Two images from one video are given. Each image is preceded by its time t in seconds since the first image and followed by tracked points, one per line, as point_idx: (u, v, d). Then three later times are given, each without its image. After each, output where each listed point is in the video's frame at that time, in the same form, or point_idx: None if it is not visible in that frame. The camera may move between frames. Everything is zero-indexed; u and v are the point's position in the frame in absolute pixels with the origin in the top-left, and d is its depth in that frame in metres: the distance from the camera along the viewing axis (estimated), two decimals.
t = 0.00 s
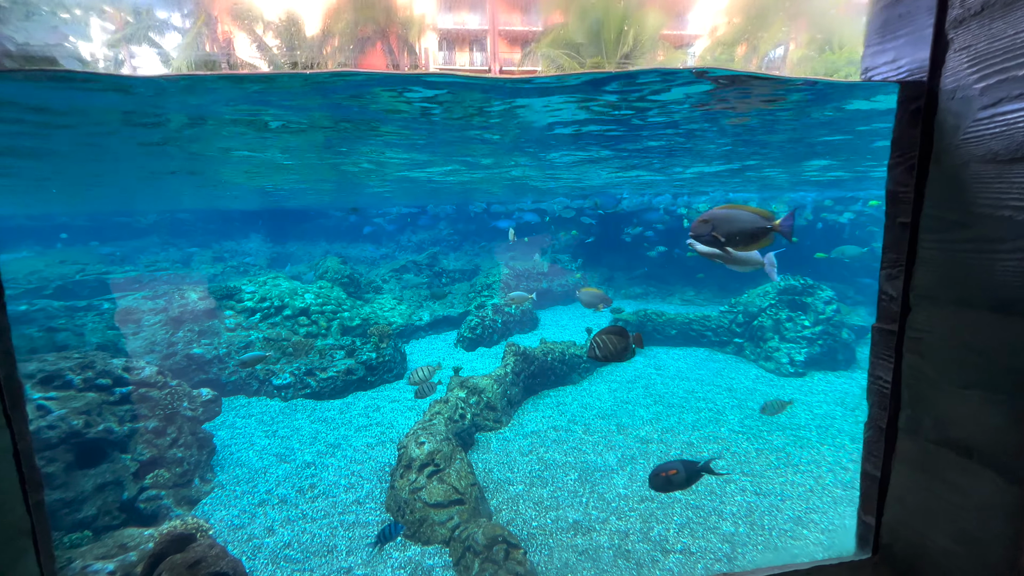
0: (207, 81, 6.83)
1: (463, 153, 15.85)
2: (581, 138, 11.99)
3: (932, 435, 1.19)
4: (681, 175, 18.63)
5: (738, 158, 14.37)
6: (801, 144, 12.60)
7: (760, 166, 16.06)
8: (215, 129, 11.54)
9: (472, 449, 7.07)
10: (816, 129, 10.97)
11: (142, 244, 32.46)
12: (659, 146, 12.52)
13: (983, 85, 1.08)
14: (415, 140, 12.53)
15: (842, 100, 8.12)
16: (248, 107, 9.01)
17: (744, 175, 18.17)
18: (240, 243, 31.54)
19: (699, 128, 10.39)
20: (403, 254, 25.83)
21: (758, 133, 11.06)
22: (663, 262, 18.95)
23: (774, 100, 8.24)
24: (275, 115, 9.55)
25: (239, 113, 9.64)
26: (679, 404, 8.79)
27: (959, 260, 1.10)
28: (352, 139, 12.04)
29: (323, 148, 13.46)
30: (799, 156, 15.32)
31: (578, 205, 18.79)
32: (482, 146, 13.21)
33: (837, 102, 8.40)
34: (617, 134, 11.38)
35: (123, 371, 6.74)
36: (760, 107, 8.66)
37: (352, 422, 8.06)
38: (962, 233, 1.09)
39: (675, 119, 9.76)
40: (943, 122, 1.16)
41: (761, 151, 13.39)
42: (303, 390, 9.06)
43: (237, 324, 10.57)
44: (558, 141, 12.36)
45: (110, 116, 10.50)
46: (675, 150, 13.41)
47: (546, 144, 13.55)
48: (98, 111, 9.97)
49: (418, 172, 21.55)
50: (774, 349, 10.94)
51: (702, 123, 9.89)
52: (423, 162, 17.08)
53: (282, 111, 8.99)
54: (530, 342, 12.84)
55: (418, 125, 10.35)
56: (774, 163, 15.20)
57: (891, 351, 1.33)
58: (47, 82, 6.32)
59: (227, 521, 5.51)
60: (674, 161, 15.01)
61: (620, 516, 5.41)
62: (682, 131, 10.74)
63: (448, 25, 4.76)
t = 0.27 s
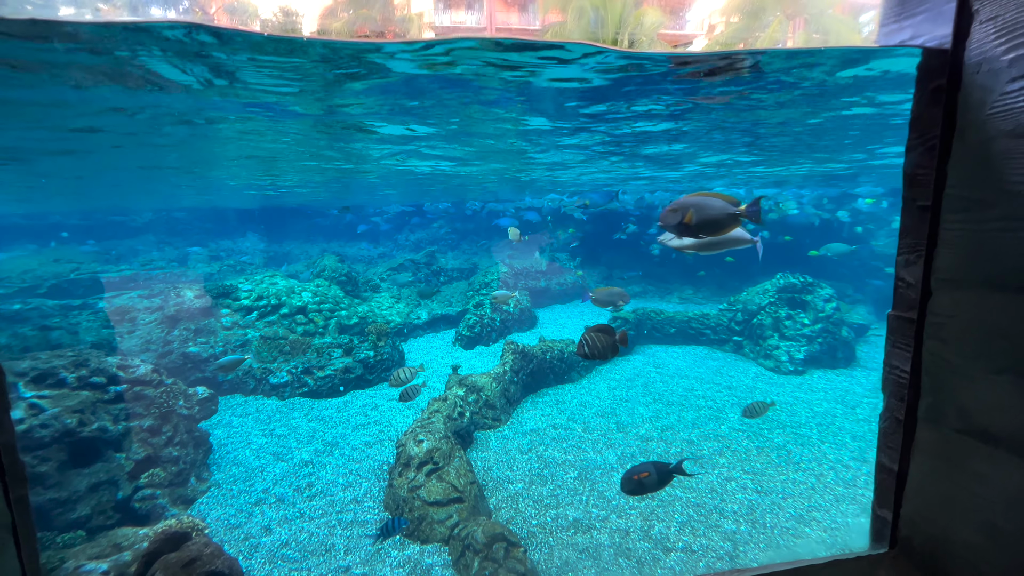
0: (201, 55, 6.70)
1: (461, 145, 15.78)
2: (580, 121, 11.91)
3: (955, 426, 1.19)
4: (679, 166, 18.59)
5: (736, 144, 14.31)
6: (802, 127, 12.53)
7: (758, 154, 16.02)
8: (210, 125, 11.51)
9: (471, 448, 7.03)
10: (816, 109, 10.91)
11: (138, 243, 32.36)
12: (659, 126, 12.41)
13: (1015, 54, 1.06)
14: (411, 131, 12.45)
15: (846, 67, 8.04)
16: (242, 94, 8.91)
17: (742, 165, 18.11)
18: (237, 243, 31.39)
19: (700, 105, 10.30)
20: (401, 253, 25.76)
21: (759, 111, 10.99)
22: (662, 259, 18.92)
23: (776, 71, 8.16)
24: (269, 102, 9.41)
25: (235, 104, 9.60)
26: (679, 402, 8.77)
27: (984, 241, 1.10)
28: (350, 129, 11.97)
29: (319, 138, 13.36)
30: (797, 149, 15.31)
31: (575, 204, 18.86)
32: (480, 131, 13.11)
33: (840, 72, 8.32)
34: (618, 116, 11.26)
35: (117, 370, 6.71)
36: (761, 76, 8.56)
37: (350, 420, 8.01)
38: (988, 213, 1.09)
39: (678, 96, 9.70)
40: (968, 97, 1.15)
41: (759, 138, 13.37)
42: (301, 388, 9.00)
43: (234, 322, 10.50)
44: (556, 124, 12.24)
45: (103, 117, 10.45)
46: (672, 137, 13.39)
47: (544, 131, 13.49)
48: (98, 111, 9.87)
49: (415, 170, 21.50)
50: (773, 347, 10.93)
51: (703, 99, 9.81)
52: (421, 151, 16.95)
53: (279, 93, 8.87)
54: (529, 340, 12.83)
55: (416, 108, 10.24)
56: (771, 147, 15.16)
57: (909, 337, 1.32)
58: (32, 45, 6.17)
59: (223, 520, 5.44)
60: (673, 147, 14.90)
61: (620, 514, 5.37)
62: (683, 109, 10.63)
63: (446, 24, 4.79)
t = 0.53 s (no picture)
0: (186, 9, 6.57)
1: (459, 141, 15.71)
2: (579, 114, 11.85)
3: (981, 408, 1.24)
4: (678, 163, 18.55)
5: (735, 140, 14.29)
6: (802, 123, 12.52)
7: (757, 151, 16.02)
8: (203, 104, 11.31)
9: (471, 446, 7.00)
10: (815, 104, 10.89)
11: (134, 241, 32.16)
12: (659, 121, 12.38)
13: None
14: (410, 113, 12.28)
15: (849, 51, 7.99)
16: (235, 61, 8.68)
17: (741, 162, 18.07)
18: (233, 242, 31.22)
19: (701, 94, 10.23)
20: (398, 251, 25.67)
21: (758, 105, 10.97)
22: (659, 258, 19.00)
23: (778, 54, 8.11)
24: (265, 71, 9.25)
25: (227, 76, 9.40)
26: (678, 399, 8.75)
27: (1010, 218, 1.15)
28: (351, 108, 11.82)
29: (316, 123, 13.20)
30: (796, 146, 15.31)
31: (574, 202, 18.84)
32: (478, 121, 13.01)
33: (842, 57, 8.27)
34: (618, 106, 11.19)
35: (112, 366, 6.66)
36: (762, 64, 8.52)
37: (348, 418, 7.97)
38: (1015, 189, 1.14)
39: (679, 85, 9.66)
40: (992, 70, 1.20)
41: (758, 132, 13.36)
42: (299, 387, 8.93)
43: (231, 320, 10.45)
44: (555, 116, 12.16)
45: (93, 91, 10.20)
46: (671, 132, 13.40)
47: (543, 127, 13.44)
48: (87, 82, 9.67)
49: (413, 168, 21.42)
50: (773, 345, 10.92)
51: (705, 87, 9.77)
52: (419, 147, 16.87)
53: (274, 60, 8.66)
54: (527, 337, 12.81)
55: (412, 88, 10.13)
56: (770, 145, 15.16)
57: (929, 320, 1.37)
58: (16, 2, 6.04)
59: (221, 518, 5.39)
60: (672, 144, 14.89)
61: (621, 511, 5.33)
62: (684, 100, 10.55)
63: None
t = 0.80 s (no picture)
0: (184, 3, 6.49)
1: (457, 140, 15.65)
2: (578, 111, 11.79)
3: (998, 401, 1.25)
4: (677, 161, 18.51)
5: (734, 139, 14.27)
6: (801, 121, 12.50)
7: (757, 149, 16.00)
8: (199, 101, 11.23)
9: (470, 445, 6.98)
10: (815, 102, 10.87)
11: (129, 240, 31.99)
12: (658, 120, 12.35)
13: None
14: (408, 111, 12.20)
15: (848, 47, 7.96)
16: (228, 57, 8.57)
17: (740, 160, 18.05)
18: (231, 241, 31.10)
19: (700, 92, 10.19)
20: (397, 251, 25.59)
21: (758, 103, 10.95)
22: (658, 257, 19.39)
23: (780, 50, 8.07)
24: (264, 69, 9.17)
25: (225, 72, 9.33)
26: (678, 398, 8.73)
27: None
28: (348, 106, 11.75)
29: (313, 121, 13.15)
30: (795, 144, 15.29)
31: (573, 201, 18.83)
32: (476, 120, 12.96)
33: (842, 53, 8.24)
34: (616, 104, 11.16)
35: (108, 366, 6.61)
36: (762, 60, 8.49)
37: (346, 417, 7.93)
38: None
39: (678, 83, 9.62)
40: (1010, 53, 1.20)
41: (757, 130, 13.37)
42: (297, 386, 8.89)
43: (228, 319, 10.38)
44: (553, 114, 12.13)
45: (88, 89, 10.11)
46: (670, 130, 13.39)
47: (541, 126, 13.38)
48: (83, 79, 9.57)
49: (411, 166, 21.34)
50: (772, 344, 10.91)
51: (704, 85, 9.75)
52: (417, 146, 16.80)
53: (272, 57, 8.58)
54: (526, 336, 12.80)
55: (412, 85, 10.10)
56: (769, 143, 15.13)
57: (943, 311, 1.37)
58: None
59: (218, 518, 5.34)
60: (671, 142, 14.87)
61: (621, 510, 5.31)
62: (683, 97, 10.52)
63: None
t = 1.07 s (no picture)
0: None
1: (455, 138, 15.63)
2: (577, 110, 11.78)
3: (1004, 396, 1.25)
4: (675, 160, 18.51)
5: (733, 138, 14.28)
6: (799, 120, 12.51)
7: (755, 148, 16.01)
8: (197, 100, 11.18)
9: (469, 444, 6.98)
10: (814, 100, 10.88)
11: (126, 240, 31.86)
12: (657, 118, 12.35)
13: None
14: (406, 110, 12.18)
15: (847, 45, 7.98)
16: (226, 55, 8.53)
17: (738, 159, 18.07)
18: (228, 241, 31.00)
19: (698, 91, 10.20)
20: (395, 250, 25.55)
21: (757, 102, 10.96)
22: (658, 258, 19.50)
23: (779, 49, 8.08)
24: (262, 67, 9.14)
25: (223, 71, 9.29)
26: (677, 397, 8.73)
27: None
28: (347, 105, 11.72)
29: (311, 120, 13.11)
30: (793, 143, 15.31)
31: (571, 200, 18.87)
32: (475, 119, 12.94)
33: (840, 53, 8.25)
34: (615, 104, 11.15)
35: (106, 365, 6.58)
36: (761, 59, 8.50)
37: (345, 417, 7.92)
38: None
39: (677, 82, 9.63)
40: (1018, 45, 1.20)
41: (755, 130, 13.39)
42: (295, 386, 8.87)
43: (226, 318, 10.33)
44: (552, 113, 12.12)
45: (84, 88, 10.04)
46: (669, 130, 13.40)
47: (540, 124, 13.37)
48: (80, 79, 9.53)
49: (409, 165, 21.30)
50: (771, 343, 10.93)
51: (703, 84, 9.76)
52: (416, 145, 16.76)
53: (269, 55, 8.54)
54: (525, 335, 12.81)
55: (411, 84, 10.07)
56: (768, 142, 15.14)
57: (950, 305, 1.38)
58: None
59: (217, 518, 5.32)
60: (669, 141, 14.87)
61: (620, 509, 5.30)
62: (682, 96, 10.51)
63: None
